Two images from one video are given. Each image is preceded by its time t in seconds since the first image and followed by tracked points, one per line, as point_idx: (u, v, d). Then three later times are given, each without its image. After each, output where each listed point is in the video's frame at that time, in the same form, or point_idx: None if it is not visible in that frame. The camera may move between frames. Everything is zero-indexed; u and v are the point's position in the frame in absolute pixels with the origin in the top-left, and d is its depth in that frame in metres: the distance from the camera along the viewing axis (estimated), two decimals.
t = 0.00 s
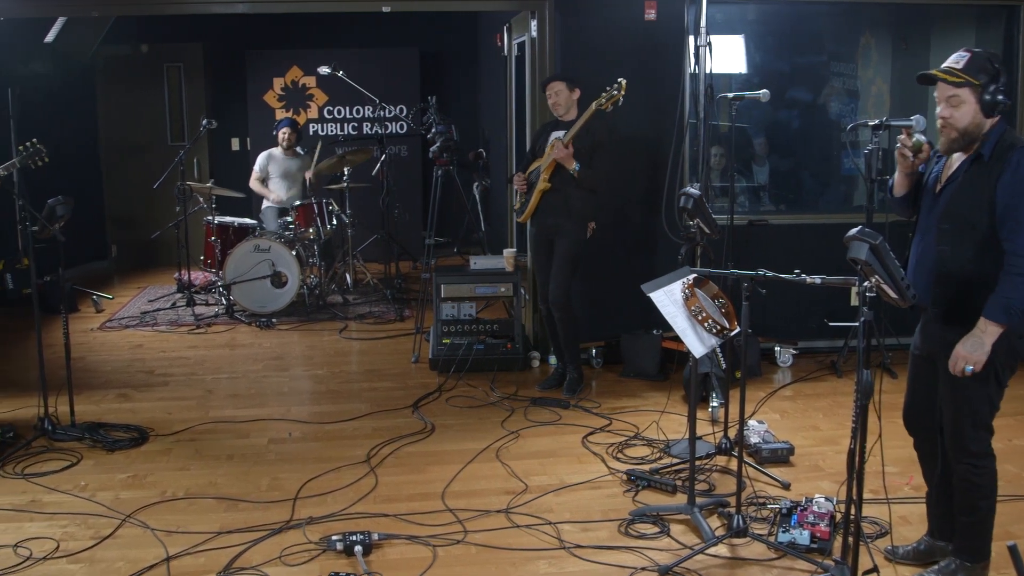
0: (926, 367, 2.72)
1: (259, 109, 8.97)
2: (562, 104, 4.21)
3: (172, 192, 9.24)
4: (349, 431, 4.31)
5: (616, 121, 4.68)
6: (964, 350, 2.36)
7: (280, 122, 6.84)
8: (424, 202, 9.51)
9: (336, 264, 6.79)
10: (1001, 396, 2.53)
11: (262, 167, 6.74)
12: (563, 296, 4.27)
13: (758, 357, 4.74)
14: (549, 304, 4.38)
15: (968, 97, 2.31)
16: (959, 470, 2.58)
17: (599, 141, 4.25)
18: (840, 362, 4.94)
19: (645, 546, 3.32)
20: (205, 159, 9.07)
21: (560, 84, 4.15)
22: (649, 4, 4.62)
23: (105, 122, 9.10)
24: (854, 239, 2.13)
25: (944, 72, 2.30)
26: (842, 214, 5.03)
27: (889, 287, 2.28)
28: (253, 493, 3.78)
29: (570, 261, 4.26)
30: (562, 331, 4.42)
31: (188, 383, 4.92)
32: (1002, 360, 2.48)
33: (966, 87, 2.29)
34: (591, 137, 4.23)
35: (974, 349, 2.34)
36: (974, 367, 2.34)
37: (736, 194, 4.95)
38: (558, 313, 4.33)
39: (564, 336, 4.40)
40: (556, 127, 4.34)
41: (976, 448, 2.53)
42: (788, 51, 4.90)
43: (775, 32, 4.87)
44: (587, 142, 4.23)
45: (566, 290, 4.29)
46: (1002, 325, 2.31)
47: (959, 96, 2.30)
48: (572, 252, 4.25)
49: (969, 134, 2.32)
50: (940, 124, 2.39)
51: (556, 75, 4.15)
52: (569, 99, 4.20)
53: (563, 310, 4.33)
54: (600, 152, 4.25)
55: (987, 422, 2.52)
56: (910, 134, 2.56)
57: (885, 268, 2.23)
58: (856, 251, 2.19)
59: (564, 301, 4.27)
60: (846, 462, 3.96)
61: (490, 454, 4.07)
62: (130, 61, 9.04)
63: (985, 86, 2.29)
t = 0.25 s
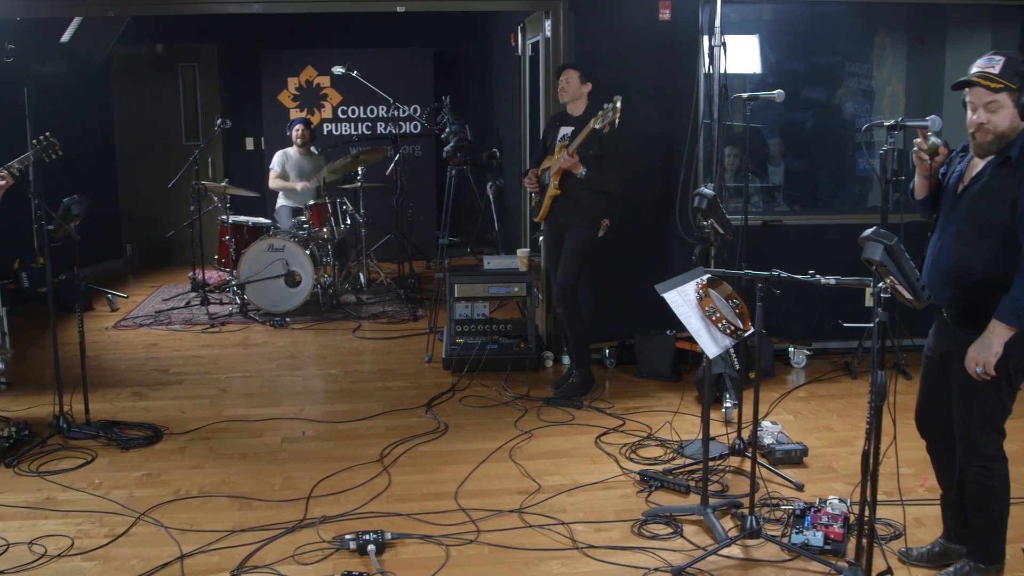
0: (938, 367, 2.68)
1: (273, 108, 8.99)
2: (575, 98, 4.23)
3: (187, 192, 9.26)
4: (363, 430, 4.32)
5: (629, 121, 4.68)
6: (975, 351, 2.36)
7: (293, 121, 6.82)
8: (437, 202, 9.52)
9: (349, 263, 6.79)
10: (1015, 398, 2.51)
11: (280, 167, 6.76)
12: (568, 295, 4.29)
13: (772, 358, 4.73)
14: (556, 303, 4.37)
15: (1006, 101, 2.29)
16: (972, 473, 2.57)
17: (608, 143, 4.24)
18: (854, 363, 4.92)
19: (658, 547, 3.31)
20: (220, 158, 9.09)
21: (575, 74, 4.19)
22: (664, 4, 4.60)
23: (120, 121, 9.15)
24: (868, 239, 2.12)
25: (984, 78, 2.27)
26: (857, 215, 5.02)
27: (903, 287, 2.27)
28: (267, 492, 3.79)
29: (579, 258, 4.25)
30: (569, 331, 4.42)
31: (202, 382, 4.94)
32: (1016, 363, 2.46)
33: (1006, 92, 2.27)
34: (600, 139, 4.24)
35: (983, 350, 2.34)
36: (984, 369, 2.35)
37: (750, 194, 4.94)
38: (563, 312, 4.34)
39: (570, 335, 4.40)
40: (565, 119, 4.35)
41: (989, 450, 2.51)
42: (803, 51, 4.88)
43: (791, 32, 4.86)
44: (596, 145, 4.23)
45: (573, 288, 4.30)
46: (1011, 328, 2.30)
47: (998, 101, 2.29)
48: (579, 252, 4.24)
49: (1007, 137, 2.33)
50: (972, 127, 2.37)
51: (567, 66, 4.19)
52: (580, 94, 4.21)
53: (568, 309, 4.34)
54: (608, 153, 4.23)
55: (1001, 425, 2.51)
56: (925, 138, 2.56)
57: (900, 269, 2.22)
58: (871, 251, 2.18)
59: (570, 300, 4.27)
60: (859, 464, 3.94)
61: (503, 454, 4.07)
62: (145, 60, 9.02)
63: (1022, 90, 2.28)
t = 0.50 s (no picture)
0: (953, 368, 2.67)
1: (287, 108, 8.99)
2: (576, 94, 4.22)
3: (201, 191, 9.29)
4: (376, 429, 4.32)
5: (641, 122, 4.69)
6: (996, 350, 2.36)
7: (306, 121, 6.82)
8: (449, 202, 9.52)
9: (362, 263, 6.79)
10: None
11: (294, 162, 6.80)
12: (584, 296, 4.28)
13: (786, 359, 4.72)
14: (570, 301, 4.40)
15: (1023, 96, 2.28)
16: (987, 474, 2.56)
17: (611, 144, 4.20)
18: (867, 364, 4.90)
19: (670, 548, 3.30)
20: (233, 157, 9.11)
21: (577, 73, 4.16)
22: (677, 4, 4.60)
23: (134, 121, 9.19)
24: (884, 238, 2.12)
25: (1004, 70, 2.27)
26: (871, 216, 5.00)
27: (918, 288, 2.26)
28: (280, 490, 3.79)
29: (590, 257, 4.25)
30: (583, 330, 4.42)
31: (215, 381, 4.95)
32: None
33: None
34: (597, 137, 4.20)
35: (1007, 348, 2.34)
36: (1006, 367, 2.34)
37: (764, 195, 4.93)
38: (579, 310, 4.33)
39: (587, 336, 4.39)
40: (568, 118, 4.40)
41: (1004, 452, 2.50)
42: (817, 50, 4.87)
43: (804, 32, 4.85)
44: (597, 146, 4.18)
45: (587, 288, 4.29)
46: None
47: (1016, 96, 2.28)
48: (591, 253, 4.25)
49: (1022, 133, 2.30)
50: (989, 122, 2.35)
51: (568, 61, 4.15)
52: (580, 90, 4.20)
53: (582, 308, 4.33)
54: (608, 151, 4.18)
55: (1017, 427, 2.50)
56: (941, 135, 2.52)
57: (914, 269, 2.21)
58: (885, 251, 2.18)
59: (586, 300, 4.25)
60: (872, 465, 3.93)
61: (516, 454, 4.07)
62: (159, 59, 9.06)
63: None
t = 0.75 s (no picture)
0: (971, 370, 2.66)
1: (301, 108, 9.01)
2: (574, 104, 4.28)
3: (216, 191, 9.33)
4: (389, 429, 4.33)
5: (653, 123, 4.69)
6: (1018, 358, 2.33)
7: (319, 121, 6.82)
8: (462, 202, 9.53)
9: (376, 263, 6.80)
10: None
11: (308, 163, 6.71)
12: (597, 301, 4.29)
13: (799, 360, 4.71)
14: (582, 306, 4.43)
15: None
16: (1003, 477, 2.55)
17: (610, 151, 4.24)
18: (881, 365, 4.88)
19: (684, 548, 3.30)
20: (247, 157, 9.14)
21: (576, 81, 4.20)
22: (691, 4, 4.59)
23: (149, 121, 9.24)
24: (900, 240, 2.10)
25: (1004, 63, 2.26)
26: (885, 216, 4.98)
27: (932, 290, 2.25)
28: (293, 489, 3.80)
29: (604, 261, 4.25)
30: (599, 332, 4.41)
31: (229, 380, 4.96)
32: None
33: None
34: (594, 145, 4.24)
35: None
36: None
37: (778, 195, 4.92)
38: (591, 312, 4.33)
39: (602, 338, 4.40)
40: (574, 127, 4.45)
41: (1021, 454, 2.49)
42: (832, 50, 4.86)
43: (819, 32, 4.84)
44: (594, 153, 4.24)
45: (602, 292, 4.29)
46: None
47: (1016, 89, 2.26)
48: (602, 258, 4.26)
49: (1021, 129, 2.27)
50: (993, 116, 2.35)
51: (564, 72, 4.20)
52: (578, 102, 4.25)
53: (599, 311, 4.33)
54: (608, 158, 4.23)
55: None
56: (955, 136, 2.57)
57: (929, 271, 2.19)
58: (900, 252, 2.16)
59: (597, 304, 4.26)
60: (887, 467, 3.92)
61: (529, 454, 4.07)
62: (176, 58, 9.13)
63: None
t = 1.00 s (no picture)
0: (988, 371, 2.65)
1: (316, 108, 9.03)
2: (576, 121, 4.32)
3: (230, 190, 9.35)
4: (403, 428, 4.33)
5: (665, 126, 4.68)
6: None
7: (331, 122, 6.85)
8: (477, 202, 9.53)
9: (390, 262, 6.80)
10: None
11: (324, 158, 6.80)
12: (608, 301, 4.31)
13: (813, 361, 4.69)
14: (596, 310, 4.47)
15: None
16: (1019, 479, 2.54)
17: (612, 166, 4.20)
18: (896, 367, 4.86)
19: (697, 549, 3.29)
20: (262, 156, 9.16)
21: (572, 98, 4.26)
22: (706, 4, 4.59)
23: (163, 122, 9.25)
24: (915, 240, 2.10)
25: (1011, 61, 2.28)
26: (900, 217, 4.97)
27: (948, 291, 2.24)
28: (307, 488, 3.81)
29: (614, 265, 4.28)
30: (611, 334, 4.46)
31: (243, 379, 4.98)
32: None
33: None
34: (595, 160, 4.24)
35: None
36: None
37: (792, 195, 4.91)
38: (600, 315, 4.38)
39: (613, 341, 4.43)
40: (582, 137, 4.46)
41: None
42: (846, 51, 4.85)
43: (834, 32, 4.83)
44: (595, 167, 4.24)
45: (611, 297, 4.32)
46: None
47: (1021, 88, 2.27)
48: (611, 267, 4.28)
49: None
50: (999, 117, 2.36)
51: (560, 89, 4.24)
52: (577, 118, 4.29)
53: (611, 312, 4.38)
54: (608, 174, 4.21)
55: None
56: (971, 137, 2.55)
57: (945, 272, 2.19)
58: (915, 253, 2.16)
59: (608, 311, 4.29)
60: (901, 468, 3.90)
61: (542, 454, 4.07)
62: (189, 59, 9.11)
63: None
